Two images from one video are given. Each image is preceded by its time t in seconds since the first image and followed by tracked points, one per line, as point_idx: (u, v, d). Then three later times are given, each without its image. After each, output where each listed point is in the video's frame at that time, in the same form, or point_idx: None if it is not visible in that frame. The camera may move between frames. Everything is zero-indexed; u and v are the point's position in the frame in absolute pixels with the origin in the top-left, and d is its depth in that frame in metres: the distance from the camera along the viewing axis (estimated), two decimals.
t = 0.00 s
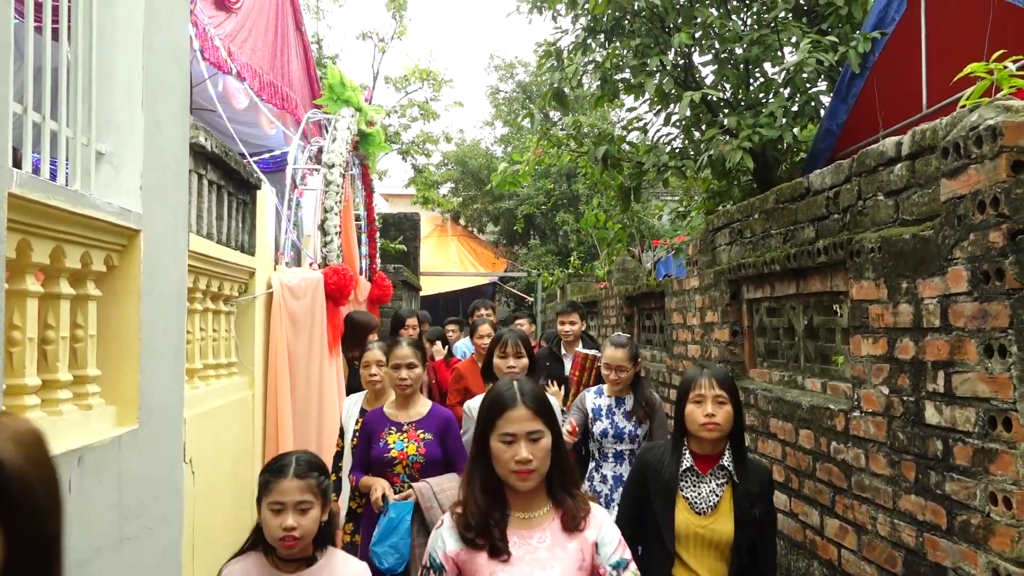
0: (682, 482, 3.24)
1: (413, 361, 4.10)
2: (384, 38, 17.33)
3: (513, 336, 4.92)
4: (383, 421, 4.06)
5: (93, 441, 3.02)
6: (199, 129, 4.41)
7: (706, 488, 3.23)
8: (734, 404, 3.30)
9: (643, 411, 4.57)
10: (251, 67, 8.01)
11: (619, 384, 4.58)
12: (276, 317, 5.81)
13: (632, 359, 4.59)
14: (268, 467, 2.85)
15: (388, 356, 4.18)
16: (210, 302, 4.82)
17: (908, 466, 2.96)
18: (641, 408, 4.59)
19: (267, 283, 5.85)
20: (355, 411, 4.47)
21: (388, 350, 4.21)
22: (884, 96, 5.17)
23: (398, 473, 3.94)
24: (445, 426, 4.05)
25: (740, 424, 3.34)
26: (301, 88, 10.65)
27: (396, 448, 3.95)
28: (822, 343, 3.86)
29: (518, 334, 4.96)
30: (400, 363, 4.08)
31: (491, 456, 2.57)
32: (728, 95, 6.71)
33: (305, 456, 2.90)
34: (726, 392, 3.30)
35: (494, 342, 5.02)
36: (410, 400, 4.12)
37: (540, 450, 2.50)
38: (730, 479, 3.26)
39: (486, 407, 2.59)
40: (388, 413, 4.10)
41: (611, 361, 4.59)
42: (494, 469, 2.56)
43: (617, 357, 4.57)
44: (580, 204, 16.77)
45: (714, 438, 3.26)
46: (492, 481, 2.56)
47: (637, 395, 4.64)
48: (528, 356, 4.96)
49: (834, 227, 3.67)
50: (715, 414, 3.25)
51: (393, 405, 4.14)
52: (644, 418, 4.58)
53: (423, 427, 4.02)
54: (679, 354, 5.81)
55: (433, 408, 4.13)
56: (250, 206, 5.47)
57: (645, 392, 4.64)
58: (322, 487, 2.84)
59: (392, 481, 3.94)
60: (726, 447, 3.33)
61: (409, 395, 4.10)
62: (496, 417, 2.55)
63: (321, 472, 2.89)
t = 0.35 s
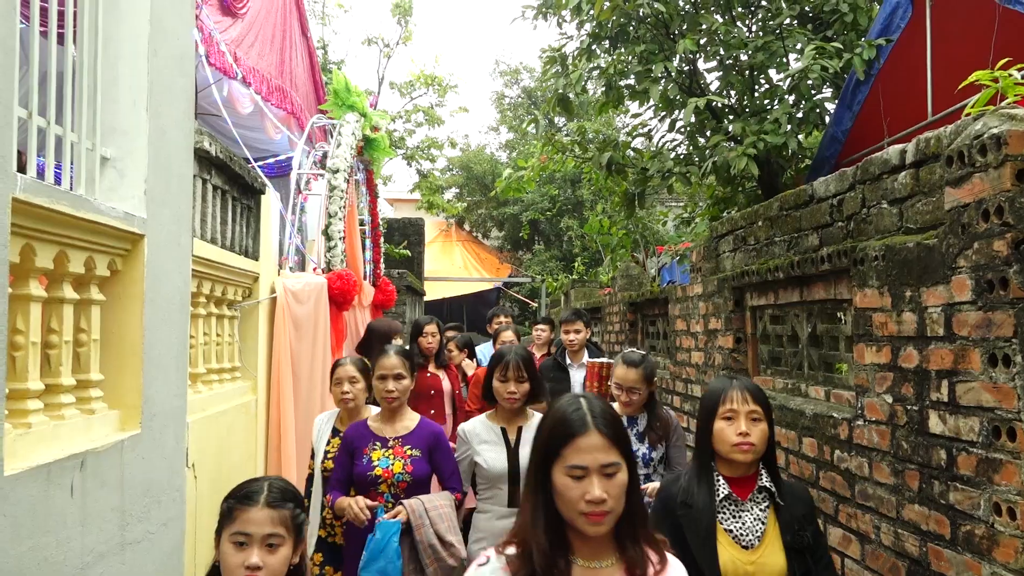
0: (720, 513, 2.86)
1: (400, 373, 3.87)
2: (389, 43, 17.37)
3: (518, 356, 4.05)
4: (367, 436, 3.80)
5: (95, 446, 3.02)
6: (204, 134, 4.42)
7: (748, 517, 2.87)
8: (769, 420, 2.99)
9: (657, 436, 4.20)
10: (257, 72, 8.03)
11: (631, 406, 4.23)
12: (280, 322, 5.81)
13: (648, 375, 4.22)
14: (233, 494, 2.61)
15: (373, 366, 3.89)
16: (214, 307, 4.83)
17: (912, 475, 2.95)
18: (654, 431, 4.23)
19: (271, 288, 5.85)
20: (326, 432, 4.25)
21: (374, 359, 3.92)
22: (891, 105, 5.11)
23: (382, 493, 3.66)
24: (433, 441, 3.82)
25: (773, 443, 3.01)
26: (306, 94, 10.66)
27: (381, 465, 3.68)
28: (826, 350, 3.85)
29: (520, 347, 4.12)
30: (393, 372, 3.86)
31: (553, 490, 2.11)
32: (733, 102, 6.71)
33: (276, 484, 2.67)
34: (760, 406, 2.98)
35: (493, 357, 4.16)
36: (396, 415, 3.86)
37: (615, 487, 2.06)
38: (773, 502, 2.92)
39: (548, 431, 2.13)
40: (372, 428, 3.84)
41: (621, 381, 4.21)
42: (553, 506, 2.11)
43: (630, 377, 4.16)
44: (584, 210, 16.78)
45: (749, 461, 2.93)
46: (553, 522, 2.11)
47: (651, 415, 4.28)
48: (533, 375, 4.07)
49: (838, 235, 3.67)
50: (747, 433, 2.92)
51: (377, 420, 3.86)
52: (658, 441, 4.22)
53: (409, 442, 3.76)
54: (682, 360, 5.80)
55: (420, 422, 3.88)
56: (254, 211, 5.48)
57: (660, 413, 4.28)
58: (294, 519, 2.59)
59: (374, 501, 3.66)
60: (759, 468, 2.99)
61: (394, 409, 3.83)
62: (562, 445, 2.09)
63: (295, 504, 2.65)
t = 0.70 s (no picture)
0: None
1: (394, 377, 3.60)
2: (398, 47, 17.41)
3: (523, 357, 3.76)
4: (358, 447, 3.52)
5: (100, 447, 3.03)
6: (211, 137, 4.44)
7: None
8: (860, 461, 2.55)
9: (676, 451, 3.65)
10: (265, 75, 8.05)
11: (645, 415, 3.71)
12: (287, 323, 5.82)
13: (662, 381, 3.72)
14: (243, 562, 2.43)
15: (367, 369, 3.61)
16: (220, 308, 4.84)
17: (919, 481, 2.93)
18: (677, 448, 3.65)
19: (277, 290, 5.86)
20: (291, 438, 3.98)
21: (368, 361, 3.62)
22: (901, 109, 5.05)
23: (374, 509, 3.39)
24: (431, 453, 3.54)
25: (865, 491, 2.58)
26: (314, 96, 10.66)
27: (371, 480, 3.41)
28: (833, 354, 3.83)
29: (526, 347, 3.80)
30: (391, 377, 3.58)
31: (664, 541, 1.96)
32: (741, 105, 6.69)
33: (295, 546, 2.49)
34: (848, 446, 2.54)
35: (498, 356, 3.87)
36: (392, 422, 3.60)
37: (747, 540, 1.90)
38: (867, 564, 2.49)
39: (657, 466, 2.00)
40: (364, 437, 3.57)
41: (627, 388, 3.73)
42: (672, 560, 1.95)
43: (636, 382, 3.69)
44: (592, 214, 16.77)
45: (840, 516, 2.48)
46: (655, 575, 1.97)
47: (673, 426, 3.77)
48: (541, 377, 3.80)
49: (845, 238, 3.65)
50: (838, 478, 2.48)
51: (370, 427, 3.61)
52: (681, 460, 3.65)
53: (403, 452, 3.50)
54: (689, 364, 5.78)
55: (417, 431, 3.60)
56: (261, 213, 5.49)
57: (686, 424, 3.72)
58: None
59: (365, 517, 3.40)
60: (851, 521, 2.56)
61: (389, 416, 3.57)
62: (677, 486, 1.94)
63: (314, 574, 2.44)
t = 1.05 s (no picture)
0: None
1: (372, 393, 3.25)
2: (409, 50, 17.45)
3: (515, 364, 3.36)
4: (334, 473, 3.17)
5: (111, 449, 3.04)
6: (222, 140, 4.45)
7: None
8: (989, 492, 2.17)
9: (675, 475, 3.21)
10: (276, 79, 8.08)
11: (639, 426, 3.27)
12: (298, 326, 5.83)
13: (662, 390, 3.28)
14: None
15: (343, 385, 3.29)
16: (231, 311, 4.86)
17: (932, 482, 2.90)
18: (677, 469, 3.23)
19: (288, 293, 5.88)
20: (275, 458, 3.66)
21: (344, 378, 3.31)
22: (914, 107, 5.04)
23: (352, 543, 3.04)
24: (416, 480, 3.12)
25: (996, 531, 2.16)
26: (324, 100, 10.69)
27: (348, 510, 3.05)
28: (844, 355, 3.80)
29: (520, 354, 3.40)
30: (368, 393, 3.24)
31: None
32: (752, 106, 6.65)
33: None
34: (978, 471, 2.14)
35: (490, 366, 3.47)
36: (373, 442, 3.23)
37: None
38: None
39: (788, 539, 1.36)
40: (341, 462, 3.22)
41: (620, 396, 3.30)
42: None
43: (630, 389, 3.25)
44: (603, 215, 16.75)
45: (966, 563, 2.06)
46: None
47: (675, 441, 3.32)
48: (536, 387, 3.36)
49: (856, 238, 3.62)
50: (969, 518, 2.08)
51: (350, 449, 3.25)
52: (683, 483, 3.22)
53: (383, 478, 3.11)
54: (700, 366, 5.76)
55: (400, 452, 3.21)
56: (271, 216, 5.51)
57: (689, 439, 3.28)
58: None
59: (343, 552, 3.05)
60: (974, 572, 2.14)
61: (368, 437, 3.21)
62: None
63: None
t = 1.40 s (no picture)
0: None
1: (364, 388, 2.96)
2: (426, 43, 17.45)
3: (519, 362, 2.87)
4: (322, 475, 2.89)
5: (131, 439, 3.06)
6: (240, 133, 4.47)
7: None
8: None
9: (702, 499, 2.71)
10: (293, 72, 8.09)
11: (660, 438, 2.76)
12: (316, 318, 5.85)
13: (687, 396, 2.76)
14: None
15: (333, 379, 3.01)
16: (250, 304, 4.88)
17: (955, 474, 2.87)
18: (707, 493, 2.72)
19: (307, 285, 5.90)
20: (257, 470, 3.36)
21: (334, 372, 3.03)
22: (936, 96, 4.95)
23: (341, 552, 2.80)
24: (414, 484, 2.89)
25: None
26: (342, 93, 10.71)
27: (338, 518, 2.80)
28: (866, 346, 3.77)
29: (524, 349, 2.92)
30: (359, 387, 2.95)
31: None
32: (772, 96, 6.59)
33: None
34: None
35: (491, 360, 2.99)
36: (365, 442, 2.96)
37: None
38: None
39: None
40: (330, 463, 2.92)
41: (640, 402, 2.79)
42: None
43: (651, 394, 2.74)
44: (622, 207, 16.67)
45: None
46: None
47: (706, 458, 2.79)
48: (546, 389, 2.89)
49: (878, 227, 3.58)
50: None
51: (340, 451, 2.96)
52: (712, 509, 2.71)
53: (378, 482, 2.86)
54: (719, 357, 5.72)
55: (396, 455, 2.95)
56: (289, 208, 5.52)
57: (723, 456, 2.74)
58: None
59: (331, 561, 2.80)
60: None
61: (360, 436, 2.93)
62: None
63: None
